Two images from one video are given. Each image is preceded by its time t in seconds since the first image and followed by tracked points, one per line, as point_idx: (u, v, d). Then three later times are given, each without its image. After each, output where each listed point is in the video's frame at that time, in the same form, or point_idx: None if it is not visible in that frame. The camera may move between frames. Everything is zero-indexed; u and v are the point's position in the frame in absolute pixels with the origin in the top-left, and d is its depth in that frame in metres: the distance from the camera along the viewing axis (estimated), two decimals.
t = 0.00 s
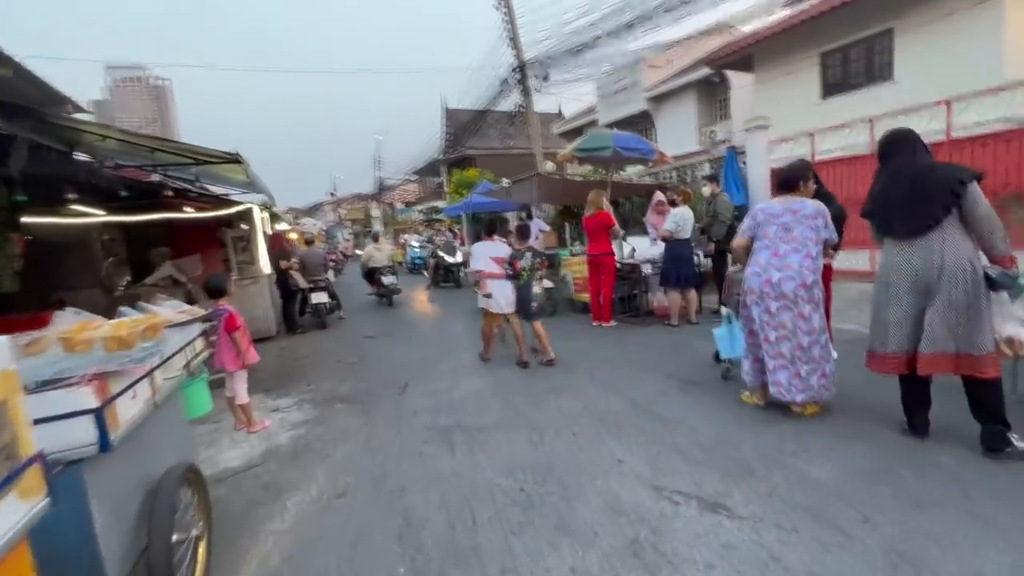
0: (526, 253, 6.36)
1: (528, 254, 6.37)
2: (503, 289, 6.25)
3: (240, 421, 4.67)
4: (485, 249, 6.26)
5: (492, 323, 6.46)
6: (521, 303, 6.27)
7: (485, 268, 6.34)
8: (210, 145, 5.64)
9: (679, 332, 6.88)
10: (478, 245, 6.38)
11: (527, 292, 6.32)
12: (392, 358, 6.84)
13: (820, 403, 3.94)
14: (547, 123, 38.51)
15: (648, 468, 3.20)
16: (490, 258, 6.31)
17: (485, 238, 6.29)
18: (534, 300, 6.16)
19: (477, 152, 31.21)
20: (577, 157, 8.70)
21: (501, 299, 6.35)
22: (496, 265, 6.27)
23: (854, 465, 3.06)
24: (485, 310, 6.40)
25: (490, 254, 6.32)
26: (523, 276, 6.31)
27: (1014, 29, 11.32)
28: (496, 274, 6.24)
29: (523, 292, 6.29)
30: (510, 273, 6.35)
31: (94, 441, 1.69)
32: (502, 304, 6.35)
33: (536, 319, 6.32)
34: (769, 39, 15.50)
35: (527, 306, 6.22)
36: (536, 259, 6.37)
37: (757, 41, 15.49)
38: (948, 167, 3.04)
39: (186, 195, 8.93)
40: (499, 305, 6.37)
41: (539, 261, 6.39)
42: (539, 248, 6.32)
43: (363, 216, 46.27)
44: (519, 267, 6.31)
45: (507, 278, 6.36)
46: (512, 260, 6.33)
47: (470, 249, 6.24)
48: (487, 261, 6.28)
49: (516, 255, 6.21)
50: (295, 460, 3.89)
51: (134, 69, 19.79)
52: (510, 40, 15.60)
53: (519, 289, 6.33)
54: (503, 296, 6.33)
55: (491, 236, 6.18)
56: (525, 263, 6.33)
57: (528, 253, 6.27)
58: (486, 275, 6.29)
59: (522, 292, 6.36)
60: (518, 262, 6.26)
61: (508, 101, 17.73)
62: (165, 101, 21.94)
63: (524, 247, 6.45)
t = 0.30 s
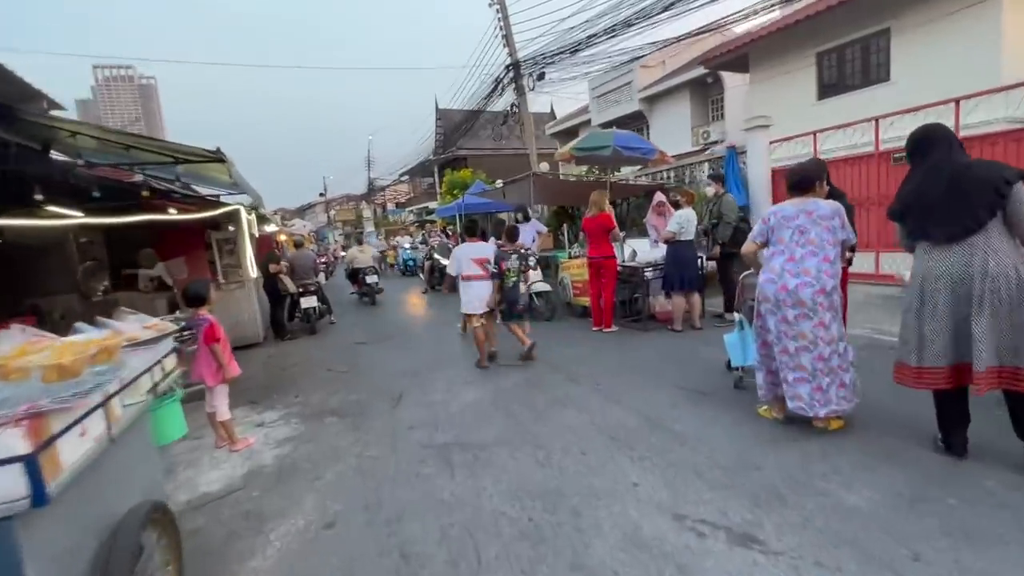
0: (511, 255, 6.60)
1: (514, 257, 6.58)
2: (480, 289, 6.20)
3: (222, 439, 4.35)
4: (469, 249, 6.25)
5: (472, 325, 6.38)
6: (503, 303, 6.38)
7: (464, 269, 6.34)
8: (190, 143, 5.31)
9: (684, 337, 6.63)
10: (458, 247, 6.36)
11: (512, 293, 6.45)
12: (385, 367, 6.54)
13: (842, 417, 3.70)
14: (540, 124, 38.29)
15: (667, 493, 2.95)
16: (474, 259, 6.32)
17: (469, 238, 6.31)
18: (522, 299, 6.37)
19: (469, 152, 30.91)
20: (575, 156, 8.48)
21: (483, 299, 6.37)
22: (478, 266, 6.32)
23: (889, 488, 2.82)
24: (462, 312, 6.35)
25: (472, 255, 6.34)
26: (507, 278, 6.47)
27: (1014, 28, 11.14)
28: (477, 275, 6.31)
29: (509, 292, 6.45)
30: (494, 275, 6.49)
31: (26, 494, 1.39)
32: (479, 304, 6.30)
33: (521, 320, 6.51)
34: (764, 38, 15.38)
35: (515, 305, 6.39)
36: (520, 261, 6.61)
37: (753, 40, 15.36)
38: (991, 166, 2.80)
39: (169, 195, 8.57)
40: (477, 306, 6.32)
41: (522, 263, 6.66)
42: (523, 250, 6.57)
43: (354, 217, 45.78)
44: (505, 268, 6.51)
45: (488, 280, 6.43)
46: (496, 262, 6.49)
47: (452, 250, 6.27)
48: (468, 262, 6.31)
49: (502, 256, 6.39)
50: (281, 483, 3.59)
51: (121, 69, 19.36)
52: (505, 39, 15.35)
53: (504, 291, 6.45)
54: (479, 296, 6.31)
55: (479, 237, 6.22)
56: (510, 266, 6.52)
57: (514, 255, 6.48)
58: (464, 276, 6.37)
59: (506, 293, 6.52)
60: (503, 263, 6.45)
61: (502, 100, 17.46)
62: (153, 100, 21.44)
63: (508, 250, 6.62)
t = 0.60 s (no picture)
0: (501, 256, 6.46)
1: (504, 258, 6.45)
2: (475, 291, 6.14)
3: (211, 452, 4.07)
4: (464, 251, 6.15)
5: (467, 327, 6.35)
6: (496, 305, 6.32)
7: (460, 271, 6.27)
8: (179, 136, 5.03)
9: (698, 341, 6.33)
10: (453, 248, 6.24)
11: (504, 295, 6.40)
12: (386, 372, 6.25)
13: (884, 430, 3.39)
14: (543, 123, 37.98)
15: (698, 519, 2.66)
16: (469, 261, 6.23)
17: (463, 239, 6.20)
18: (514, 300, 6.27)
19: (472, 152, 30.67)
20: (582, 153, 8.20)
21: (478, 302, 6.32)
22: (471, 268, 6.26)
23: (948, 514, 2.52)
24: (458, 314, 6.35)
25: (467, 257, 6.24)
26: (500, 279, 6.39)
27: None
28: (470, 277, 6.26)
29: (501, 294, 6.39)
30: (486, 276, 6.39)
31: None
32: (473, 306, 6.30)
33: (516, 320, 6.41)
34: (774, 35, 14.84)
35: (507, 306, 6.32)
36: (510, 262, 6.44)
37: (761, 36, 14.85)
38: None
39: (165, 194, 8.31)
40: (471, 307, 6.27)
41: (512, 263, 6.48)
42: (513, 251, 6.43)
43: (357, 217, 45.56)
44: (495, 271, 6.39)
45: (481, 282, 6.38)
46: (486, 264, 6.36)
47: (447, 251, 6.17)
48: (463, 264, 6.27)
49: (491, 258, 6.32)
50: (273, 502, 3.31)
51: (123, 71, 19.19)
52: (508, 35, 15.06)
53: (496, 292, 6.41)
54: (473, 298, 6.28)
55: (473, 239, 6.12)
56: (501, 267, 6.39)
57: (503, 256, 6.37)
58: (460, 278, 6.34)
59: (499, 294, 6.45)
60: (493, 265, 6.36)
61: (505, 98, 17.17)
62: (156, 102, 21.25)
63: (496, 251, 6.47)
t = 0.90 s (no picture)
0: (489, 261, 6.77)
1: (492, 263, 6.72)
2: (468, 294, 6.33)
3: (197, 476, 3.77)
4: (458, 255, 6.33)
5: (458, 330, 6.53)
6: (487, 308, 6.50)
7: (452, 275, 6.39)
8: (167, 137, 4.80)
9: (716, 353, 6.01)
10: (445, 253, 6.31)
11: (493, 298, 6.62)
12: (388, 385, 5.95)
13: (939, 461, 3.07)
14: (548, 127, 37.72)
15: (738, 568, 2.35)
16: (462, 266, 6.38)
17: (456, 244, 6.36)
18: (502, 303, 6.56)
19: (476, 156, 30.44)
20: (592, 155, 7.90)
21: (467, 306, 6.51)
22: (464, 273, 6.38)
23: None
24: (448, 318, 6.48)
25: (460, 262, 6.41)
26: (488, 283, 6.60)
27: None
28: (462, 282, 6.39)
29: (489, 297, 6.61)
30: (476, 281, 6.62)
31: None
32: (464, 310, 6.44)
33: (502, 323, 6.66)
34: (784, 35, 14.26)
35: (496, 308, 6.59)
36: (499, 267, 6.78)
37: (772, 37, 14.27)
38: None
39: (162, 198, 8.08)
40: (463, 311, 6.43)
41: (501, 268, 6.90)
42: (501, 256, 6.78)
43: (361, 221, 45.41)
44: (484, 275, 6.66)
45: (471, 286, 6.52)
46: (476, 268, 6.60)
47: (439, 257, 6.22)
48: (455, 269, 6.36)
49: (481, 263, 6.54)
50: (262, 537, 3.01)
51: (131, 77, 19.11)
52: (514, 36, 14.82)
53: (485, 295, 6.64)
54: (465, 302, 6.44)
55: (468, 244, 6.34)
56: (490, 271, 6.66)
57: (493, 260, 6.62)
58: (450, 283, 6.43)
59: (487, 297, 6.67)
60: (483, 270, 6.59)
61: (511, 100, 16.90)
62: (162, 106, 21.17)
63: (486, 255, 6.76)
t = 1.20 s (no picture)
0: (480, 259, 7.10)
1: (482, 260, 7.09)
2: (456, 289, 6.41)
3: (184, 487, 3.52)
4: (445, 252, 6.46)
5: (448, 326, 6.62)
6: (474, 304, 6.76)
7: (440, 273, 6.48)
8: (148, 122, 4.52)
9: (732, 353, 5.75)
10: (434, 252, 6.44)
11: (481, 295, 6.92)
12: (388, 386, 5.69)
13: (993, 477, 2.84)
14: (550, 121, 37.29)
15: None
16: (450, 264, 6.54)
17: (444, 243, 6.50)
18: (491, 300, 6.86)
19: (478, 150, 30.07)
20: (600, 146, 7.59)
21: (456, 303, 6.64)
22: (452, 270, 6.51)
23: None
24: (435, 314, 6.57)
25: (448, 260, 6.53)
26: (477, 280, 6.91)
27: None
28: (450, 279, 6.51)
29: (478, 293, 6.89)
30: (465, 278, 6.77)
31: None
32: (451, 306, 6.57)
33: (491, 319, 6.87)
34: (793, 26, 13.52)
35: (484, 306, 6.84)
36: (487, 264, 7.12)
37: (781, 28, 13.38)
38: None
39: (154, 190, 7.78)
40: (451, 308, 6.57)
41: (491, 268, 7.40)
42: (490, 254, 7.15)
43: (361, 216, 45.04)
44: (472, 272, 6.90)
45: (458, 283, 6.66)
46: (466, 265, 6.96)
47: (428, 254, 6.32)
48: (443, 266, 6.50)
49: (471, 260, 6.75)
50: (251, 558, 2.76)
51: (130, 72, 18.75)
52: (517, 26, 14.47)
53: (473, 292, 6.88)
54: (452, 299, 6.55)
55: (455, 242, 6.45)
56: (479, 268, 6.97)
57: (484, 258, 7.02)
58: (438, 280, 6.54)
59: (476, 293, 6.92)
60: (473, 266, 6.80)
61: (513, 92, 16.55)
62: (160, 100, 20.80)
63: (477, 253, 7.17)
